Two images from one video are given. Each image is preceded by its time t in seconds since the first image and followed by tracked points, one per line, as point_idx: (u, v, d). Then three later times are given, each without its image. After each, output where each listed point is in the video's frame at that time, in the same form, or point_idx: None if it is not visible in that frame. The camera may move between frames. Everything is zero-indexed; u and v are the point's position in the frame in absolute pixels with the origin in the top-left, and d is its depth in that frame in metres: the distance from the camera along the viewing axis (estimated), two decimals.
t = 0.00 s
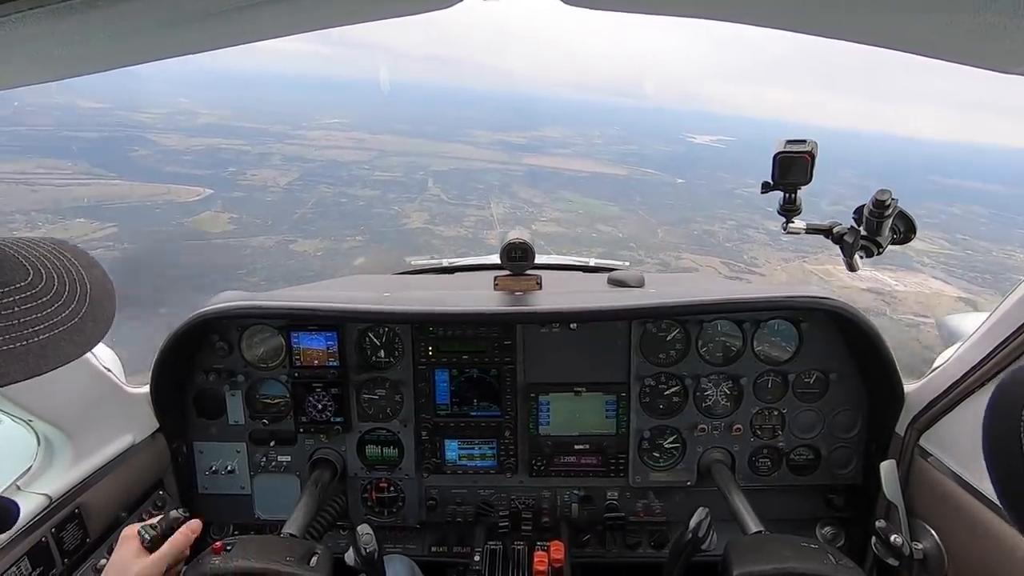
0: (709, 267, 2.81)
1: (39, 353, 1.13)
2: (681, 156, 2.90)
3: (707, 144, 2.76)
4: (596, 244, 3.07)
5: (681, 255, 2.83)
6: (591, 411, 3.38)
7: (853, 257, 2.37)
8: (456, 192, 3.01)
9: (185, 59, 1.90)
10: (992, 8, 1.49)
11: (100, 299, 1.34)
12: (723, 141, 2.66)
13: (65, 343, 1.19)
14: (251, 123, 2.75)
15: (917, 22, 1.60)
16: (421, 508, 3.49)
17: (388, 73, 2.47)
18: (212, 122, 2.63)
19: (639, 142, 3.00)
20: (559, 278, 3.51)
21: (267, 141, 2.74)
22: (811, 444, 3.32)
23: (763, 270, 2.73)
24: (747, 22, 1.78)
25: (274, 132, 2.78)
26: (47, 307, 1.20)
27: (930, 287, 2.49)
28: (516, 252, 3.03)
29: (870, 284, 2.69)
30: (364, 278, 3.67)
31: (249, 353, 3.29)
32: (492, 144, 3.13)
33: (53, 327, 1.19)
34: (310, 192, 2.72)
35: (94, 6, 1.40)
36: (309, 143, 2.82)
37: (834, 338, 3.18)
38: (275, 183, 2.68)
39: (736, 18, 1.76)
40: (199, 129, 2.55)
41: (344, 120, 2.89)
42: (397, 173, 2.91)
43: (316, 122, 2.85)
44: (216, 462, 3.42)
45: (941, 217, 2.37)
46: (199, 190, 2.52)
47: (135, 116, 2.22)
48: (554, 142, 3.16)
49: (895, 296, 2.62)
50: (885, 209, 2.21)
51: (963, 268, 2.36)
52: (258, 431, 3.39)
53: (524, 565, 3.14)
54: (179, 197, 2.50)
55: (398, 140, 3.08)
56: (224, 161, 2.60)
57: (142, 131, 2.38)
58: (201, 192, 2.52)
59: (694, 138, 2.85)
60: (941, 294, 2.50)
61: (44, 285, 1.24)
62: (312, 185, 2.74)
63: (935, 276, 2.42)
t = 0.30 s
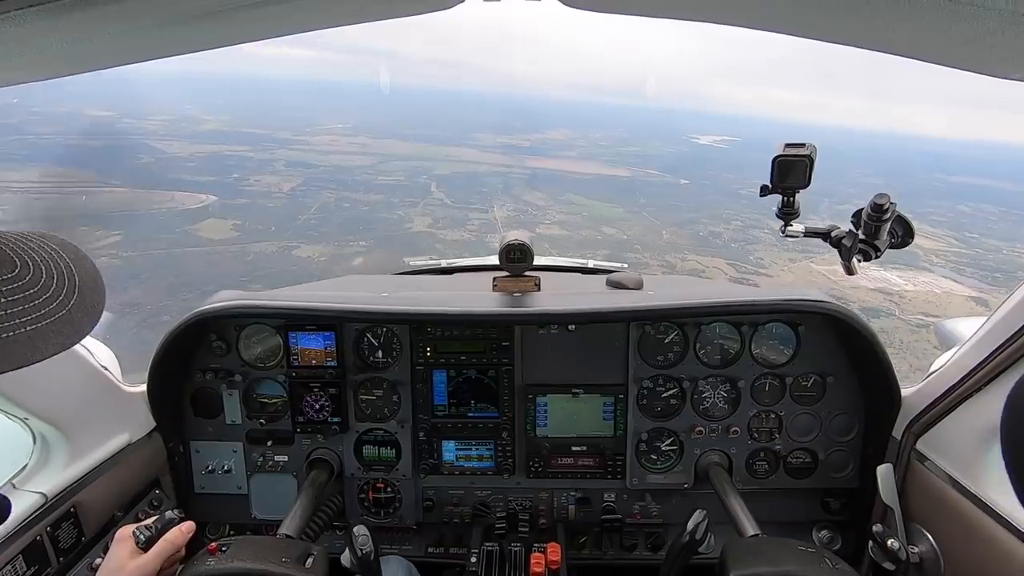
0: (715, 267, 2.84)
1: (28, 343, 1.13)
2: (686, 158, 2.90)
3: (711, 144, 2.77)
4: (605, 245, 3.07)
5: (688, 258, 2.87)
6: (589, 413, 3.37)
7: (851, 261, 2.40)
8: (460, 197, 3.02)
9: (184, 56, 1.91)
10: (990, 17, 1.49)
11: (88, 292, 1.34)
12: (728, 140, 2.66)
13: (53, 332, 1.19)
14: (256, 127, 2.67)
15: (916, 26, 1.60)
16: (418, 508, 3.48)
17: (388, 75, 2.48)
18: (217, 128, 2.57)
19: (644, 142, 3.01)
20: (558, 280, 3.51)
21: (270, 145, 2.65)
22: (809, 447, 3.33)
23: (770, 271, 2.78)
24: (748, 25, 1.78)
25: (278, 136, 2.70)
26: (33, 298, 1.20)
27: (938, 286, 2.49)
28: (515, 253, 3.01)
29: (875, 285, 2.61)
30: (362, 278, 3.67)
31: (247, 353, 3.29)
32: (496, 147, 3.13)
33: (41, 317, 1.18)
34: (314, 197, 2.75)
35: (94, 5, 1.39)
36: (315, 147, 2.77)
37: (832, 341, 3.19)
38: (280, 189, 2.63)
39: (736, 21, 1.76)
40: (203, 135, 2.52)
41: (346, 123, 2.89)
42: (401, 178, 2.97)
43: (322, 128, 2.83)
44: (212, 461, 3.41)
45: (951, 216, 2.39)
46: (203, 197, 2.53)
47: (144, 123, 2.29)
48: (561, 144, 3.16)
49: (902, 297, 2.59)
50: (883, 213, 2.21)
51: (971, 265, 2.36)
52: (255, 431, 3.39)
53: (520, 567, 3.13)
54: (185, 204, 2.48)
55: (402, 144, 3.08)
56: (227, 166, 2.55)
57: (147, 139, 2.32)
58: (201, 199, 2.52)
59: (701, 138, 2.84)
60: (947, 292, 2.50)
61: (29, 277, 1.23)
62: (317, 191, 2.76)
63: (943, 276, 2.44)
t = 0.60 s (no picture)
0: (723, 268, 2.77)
1: (25, 352, 1.19)
2: (690, 158, 2.90)
3: (714, 144, 2.77)
4: (611, 246, 3.08)
5: (694, 259, 2.82)
6: (588, 413, 3.37)
7: (850, 261, 2.40)
8: (465, 202, 3.05)
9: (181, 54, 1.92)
10: (990, 18, 1.49)
11: (87, 301, 1.38)
12: (731, 139, 2.67)
13: (51, 341, 1.24)
14: (260, 137, 2.77)
15: (915, 27, 1.61)
16: (416, 508, 3.48)
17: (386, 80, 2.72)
18: (221, 136, 2.64)
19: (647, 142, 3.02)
20: (557, 279, 3.51)
21: (274, 154, 2.73)
22: (807, 447, 3.33)
23: (778, 271, 2.70)
24: (746, 25, 1.79)
25: (281, 144, 2.77)
26: (34, 308, 1.25)
27: (951, 282, 2.44)
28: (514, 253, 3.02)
29: (885, 283, 2.56)
30: (361, 277, 3.67)
31: (246, 352, 3.28)
32: (500, 150, 3.16)
33: (41, 327, 1.24)
34: (317, 204, 2.73)
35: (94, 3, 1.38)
36: (317, 153, 2.80)
37: (830, 342, 3.19)
38: (284, 197, 2.65)
39: (736, 22, 1.77)
40: (210, 144, 2.61)
41: (351, 131, 2.92)
42: (403, 183, 2.97)
43: (324, 136, 2.85)
44: (210, 460, 3.40)
45: (959, 212, 2.40)
46: (208, 207, 2.55)
47: (144, 131, 2.44)
48: (566, 147, 3.19)
49: (913, 294, 2.53)
50: (882, 213, 2.20)
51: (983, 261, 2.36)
52: (254, 430, 3.38)
53: (519, 566, 3.14)
54: (189, 213, 2.52)
55: (403, 150, 3.11)
56: (232, 175, 2.60)
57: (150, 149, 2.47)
58: (207, 208, 2.54)
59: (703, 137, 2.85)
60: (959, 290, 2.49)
61: (31, 287, 1.28)
62: (320, 198, 2.75)
63: (957, 273, 2.41)
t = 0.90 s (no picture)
0: (730, 268, 2.73)
1: (22, 362, 1.21)
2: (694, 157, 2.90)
3: (718, 143, 2.76)
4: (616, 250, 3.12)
5: (700, 259, 2.81)
6: (588, 412, 3.38)
7: (851, 261, 2.40)
8: (469, 207, 3.05)
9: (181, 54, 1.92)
10: (991, 16, 1.49)
11: (86, 308, 1.40)
12: (733, 138, 2.67)
13: (47, 352, 1.26)
14: (264, 146, 2.82)
15: (915, 26, 1.61)
16: (416, 508, 3.49)
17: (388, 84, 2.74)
18: (225, 147, 2.71)
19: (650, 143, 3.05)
20: (557, 279, 3.51)
21: (278, 164, 2.80)
22: (808, 446, 3.33)
23: (786, 270, 2.65)
24: (746, 24, 1.79)
25: (284, 154, 2.83)
26: (31, 317, 1.26)
27: (962, 278, 2.44)
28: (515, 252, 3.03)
29: (894, 280, 2.53)
30: (361, 277, 3.67)
31: (246, 352, 3.29)
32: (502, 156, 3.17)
33: (37, 337, 1.25)
34: (322, 214, 2.83)
35: (97, 3, 1.38)
36: (322, 162, 2.91)
37: (831, 341, 3.19)
38: (289, 205, 2.73)
39: (736, 21, 1.77)
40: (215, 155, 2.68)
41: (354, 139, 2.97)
42: (408, 188, 3.08)
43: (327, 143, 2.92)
44: (211, 460, 3.40)
45: (969, 206, 2.40)
46: (213, 218, 2.59)
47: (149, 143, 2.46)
48: (567, 151, 3.20)
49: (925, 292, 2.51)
50: (882, 212, 2.21)
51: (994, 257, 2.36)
52: (254, 430, 3.38)
53: (519, 566, 3.14)
54: (194, 224, 2.55)
55: (404, 156, 3.21)
56: (237, 185, 2.66)
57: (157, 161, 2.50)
58: (212, 219, 2.58)
59: (706, 137, 2.85)
60: (970, 285, 2.47)
61: (30, 296, 1.30)
62: (325, 206, 2.84)
63: (967, 269, 2.42)
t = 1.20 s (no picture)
0: (737, 268, 2.78)
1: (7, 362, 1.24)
2: (696, 157, 2.89)
3: (721, 142, 2.76)
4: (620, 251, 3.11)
5: (706, 259, 2.82)
6: (590, 413, 3.37)
7: (852, 261, 2.40)
8: (472, 212, 3.09)
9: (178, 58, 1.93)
10: (989, 16, 1.47)
11: (70, 308, 1.42)
12: (736, 137, 2.66)
13: (35, 350, 1.30)
14: (268, 155, 2.77)
15: (913, 26, 1.60)
16: (418, 509, 3.49)
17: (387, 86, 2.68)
18: (228, 157, 2.65)
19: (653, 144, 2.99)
20: (558, 280, 3.51)
21: (282, 173, 2.77)
22: (809, 447, 3.32)
23: (793, 269, 2.67)
24: (744, 25, 1.79)
25: (286, 163, 2.79)
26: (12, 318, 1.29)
27: (974, 272, 2.38)
28: (515, 254, 3.09)
29: (904, 276, 2.49)
30: (362, 279, 3.67)
31: (248, 354, 3.29)
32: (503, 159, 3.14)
33: (22, 338, 1.29)
34: (326, 223, 2.85)
35: (96, 7, 1.39)
36: (326, 171, 2.85)
37: (833, 341, 3.18)
38: (291, 214, 2.76)
39: (734, 22, 1.77)
40: (220, 165, 2.62)
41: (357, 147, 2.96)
42: (411, 197, 3.01)
43: (331, 152, 2.90)
44: (213, 462, 3.41)
45: (977, 200, 2.33)
46: (216, 228, 2.63)
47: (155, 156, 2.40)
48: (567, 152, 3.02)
49: (936, 288, 2.46)
50: (883, 212, 2.21)
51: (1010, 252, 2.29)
52: (256, 432, 3.39)
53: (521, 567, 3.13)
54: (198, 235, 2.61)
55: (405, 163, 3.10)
56: (242, 196, 2.67)
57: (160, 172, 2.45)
58: (215, 230, 2.63)
59: (708, 136, 2.85)
60: (980, 280, 2.43)
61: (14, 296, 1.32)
62: (329, 215, 2.85)
63: (981, 260, 2.35)
